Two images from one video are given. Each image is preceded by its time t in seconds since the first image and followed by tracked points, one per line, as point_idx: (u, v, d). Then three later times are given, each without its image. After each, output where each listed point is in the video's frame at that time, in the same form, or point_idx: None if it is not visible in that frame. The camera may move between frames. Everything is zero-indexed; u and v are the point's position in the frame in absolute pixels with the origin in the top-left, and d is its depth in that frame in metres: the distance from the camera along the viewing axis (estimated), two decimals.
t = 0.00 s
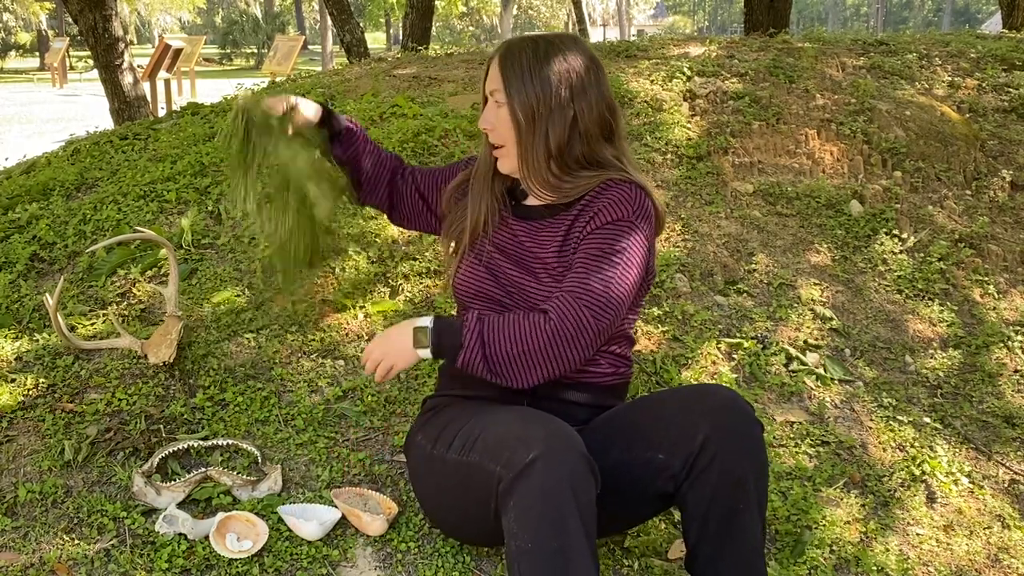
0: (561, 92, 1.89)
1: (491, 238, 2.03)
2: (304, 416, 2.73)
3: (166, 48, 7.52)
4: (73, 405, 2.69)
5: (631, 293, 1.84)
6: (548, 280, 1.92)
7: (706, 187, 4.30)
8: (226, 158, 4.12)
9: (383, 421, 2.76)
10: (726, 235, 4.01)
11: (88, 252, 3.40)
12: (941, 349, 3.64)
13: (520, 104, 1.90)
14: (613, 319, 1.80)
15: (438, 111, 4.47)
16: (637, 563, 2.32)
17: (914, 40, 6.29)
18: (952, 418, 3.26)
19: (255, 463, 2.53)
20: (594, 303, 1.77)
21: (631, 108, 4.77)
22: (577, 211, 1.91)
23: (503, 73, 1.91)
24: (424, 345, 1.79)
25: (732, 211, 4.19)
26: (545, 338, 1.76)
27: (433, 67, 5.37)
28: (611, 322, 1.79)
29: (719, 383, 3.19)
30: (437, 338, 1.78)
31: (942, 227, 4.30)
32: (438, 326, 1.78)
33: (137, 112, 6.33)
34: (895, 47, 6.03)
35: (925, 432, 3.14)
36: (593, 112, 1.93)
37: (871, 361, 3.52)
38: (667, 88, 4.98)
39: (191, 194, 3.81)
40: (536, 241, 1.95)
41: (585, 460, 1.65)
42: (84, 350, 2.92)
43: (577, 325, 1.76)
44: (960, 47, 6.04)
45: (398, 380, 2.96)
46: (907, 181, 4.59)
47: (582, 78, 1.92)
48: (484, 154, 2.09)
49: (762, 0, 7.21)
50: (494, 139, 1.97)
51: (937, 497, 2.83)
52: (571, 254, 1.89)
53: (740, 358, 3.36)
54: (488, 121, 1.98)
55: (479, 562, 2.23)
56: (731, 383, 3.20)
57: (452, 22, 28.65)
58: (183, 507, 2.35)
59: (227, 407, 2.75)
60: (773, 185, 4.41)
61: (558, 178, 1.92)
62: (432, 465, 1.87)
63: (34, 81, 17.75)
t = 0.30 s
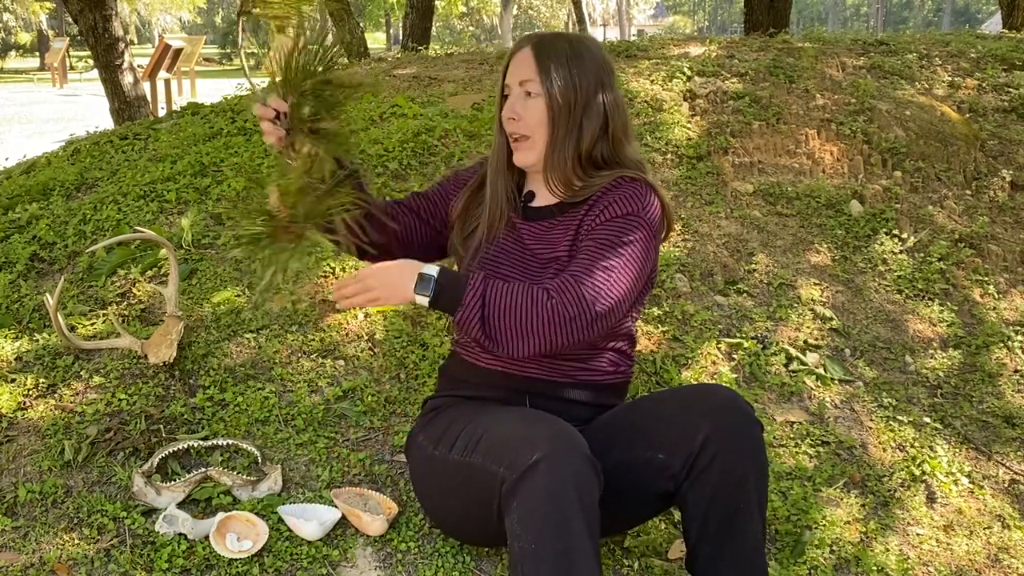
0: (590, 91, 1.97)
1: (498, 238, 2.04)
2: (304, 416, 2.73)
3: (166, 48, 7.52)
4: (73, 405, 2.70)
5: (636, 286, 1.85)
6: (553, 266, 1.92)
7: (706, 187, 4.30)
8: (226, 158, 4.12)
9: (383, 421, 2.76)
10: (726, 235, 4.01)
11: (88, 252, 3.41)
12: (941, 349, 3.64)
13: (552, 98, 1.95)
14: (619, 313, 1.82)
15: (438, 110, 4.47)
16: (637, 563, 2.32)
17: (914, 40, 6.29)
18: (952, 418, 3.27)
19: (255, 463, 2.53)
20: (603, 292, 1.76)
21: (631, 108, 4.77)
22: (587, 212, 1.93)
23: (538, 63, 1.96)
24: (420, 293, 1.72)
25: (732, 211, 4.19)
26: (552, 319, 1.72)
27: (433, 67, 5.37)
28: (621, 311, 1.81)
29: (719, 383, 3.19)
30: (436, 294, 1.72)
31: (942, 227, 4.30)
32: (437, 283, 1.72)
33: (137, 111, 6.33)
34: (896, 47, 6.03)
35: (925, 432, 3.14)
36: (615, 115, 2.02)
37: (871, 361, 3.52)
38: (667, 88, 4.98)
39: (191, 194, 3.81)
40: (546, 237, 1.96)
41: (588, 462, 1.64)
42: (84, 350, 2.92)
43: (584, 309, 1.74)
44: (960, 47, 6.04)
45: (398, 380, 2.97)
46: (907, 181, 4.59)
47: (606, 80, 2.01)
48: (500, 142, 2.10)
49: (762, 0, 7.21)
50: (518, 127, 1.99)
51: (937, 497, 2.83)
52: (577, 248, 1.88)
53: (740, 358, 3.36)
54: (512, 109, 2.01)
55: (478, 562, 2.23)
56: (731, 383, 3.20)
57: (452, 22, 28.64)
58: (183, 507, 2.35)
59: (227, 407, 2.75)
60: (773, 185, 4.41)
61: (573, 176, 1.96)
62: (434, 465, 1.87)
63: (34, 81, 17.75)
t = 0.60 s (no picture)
0: (591, 90, 2.02)
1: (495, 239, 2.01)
2: (304, 416, 2.73)
3: (166, 48, 7.51)
4: (73, 405, 2.70)
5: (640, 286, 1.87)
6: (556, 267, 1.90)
7: (706, 187, 4.30)
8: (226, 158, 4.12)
9: (383, 422, 2.76)
10: (725, 235, 4.01)
11: (88, 252, 3.41)
12: (941, 349, 3.64)
13: (561, 95, 1.99)
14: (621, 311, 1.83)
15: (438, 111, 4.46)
16: (637, 563, 2.32)
17: (914, 40, 6.29)
18: (952, 418, 3.26)
19: (255, 463, 2.53)
20: (613, 291, 1.76)
21: (631, 108, 4.77)
22: (586, 212, 1.94)
23: (548, 58, 1.98)
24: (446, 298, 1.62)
25: (732, 211, 4.20)
26: (571, 325, 1.70)
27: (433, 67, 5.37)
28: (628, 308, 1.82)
29: (719, 383, 3.19)
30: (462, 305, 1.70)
31: (942, 227, 4.29)
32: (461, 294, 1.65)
33: (137, 111, 6.33)
34: (896, 47, 6.03)
35: (925, 432, 3.14)
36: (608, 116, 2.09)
37: (871, 361, 3.52)
38: (667, 88, 4.98)
39: (191, 194, 3.81)
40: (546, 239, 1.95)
41: (591, 462, 1.64)
42: (84, 350, 2.92)
43: (596, 308, 1.73)
44: (960, 47, 6.04)
45: (398, 380, 2.97)
46: (907, 181, 4.59)
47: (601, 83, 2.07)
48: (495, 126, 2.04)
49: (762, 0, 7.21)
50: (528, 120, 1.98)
51: (936, 497, 2.83)
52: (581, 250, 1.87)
53: (740, 358, 3.36)
54: (518, 103, 2.01)
55: (479, 562, 2.23)
56: (731, 383, 3.20)
57: (452, 22, 28.63)
58: (183, 507, 2.35)
59: (227, 407, 2.75)
60: (773, 185, 4.41)
61: (578, 174, 1.99)
62: (436, 468, 1.87)
63: (34, 81, 17.76)
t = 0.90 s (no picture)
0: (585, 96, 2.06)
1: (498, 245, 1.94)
2: (304, 416, 2.73)
3: (166, 48, 7.50)
4: (73, 405, 2.70)
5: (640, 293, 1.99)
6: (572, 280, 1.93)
7: (706, 187, 4.30)
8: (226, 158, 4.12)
9: (383, 422, 2.76)
10: (726, 235, 4.01)
11: (88, 252, 3.41)
12: (941, 350, 3.64)
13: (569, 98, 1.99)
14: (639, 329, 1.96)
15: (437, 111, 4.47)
16: (637, 563, 2.32)
17: (914, 40, 6.29)
18: (952, 418, 3.26)
19: (255, 463, 2.53)
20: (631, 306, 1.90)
21: (631, 108, 4.76)
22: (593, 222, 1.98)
23: (560, 55, 1.99)
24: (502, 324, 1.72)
25: (732, 211, 4.20)
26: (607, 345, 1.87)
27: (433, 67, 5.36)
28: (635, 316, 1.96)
29: (719, 384, 3.19)
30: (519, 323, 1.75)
31: (943, 227, 4.29)
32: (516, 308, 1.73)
33: (137, 111, 6.33)
34: (896, 47, 6.03)
35: (925, 432, 3.14)
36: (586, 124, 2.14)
37: (871, 361, 3.52)
38: (667, 88, 4.98)
39: (191, 194, 3.81)
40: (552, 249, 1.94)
41: (589, 465, 1.64)
42: (84, 350, 2.92)
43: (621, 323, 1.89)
44: (960, 47, 6.04)
45: (397, 380, 2.97)
46: (907, 181, 4.59)
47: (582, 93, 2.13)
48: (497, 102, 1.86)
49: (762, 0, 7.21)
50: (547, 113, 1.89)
51: (937, 497, 2.83)
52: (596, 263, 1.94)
53: (740, 358, 3.36)
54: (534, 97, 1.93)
55: (478, 562, 2.23)
56: (731, 383, 3.20)
57: (452, 22, 28.62)
58: (183, 507, 2.35)
59: (227, 407, 2.75)
60: (773, 185, 4.41)
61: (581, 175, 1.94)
62: (435, 469, 1.87)
63: (35, 81, 17.77)
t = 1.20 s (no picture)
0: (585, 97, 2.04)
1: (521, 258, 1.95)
2: (304, 416, 2.73)
3: (166, 48, 7.50)
4: (73, 405, 2.70)
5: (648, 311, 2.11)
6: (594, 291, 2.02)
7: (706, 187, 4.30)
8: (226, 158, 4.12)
9: (383, 422, 2.76)
10: (726, 235, 4.01)
11: (88, 252, 3.40)
12: (941, 349, 3.64)
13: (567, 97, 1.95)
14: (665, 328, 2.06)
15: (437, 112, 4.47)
16: (637, 563, 2.32)
17: (914, 40, 6.29)
18: (952, 418, 3.26)
19: (255, 463, 2.53)
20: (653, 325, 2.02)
21: (631, 108, 4.76)
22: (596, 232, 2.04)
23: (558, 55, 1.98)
24: (572, 317, 1.80)
25: (732, 211, 4.20)
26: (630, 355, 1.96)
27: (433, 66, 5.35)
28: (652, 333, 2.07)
29: (719, 384, 3.19)
30: (587, 313, 1.82)
31: (942, 227, 4.29)
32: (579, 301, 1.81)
33: (137, 112, 6.33)
34: (896, 47, 6.03)
35: (925, 432, 3.14)
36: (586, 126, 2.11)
37: (871, 361, 3.52)
38: (667, 88, 4.98)
39: (191, 194, 3.81)
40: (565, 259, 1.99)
41: (589, 466, 1.65)
42: (84, 350, 2.92)
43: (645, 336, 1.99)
44: (960, 47, 6.04)
45: (397, 380, 2.96)
46: (907, 181, 4.59)
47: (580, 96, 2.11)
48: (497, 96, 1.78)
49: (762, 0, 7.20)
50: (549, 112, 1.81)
51: (937, 497, 2.83)
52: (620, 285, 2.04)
53: (740, 358, 3.36)
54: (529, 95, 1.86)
55: (479, 562, 2.23)
56: (731, 383, 3.20)
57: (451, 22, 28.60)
58: (183, 507, 2.35)
59: (227, 407, 2.75)
60: (773, 185, 4.41)
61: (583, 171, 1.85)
62: (435, 471, 1.86)
63: (34, 81, 17.76)
